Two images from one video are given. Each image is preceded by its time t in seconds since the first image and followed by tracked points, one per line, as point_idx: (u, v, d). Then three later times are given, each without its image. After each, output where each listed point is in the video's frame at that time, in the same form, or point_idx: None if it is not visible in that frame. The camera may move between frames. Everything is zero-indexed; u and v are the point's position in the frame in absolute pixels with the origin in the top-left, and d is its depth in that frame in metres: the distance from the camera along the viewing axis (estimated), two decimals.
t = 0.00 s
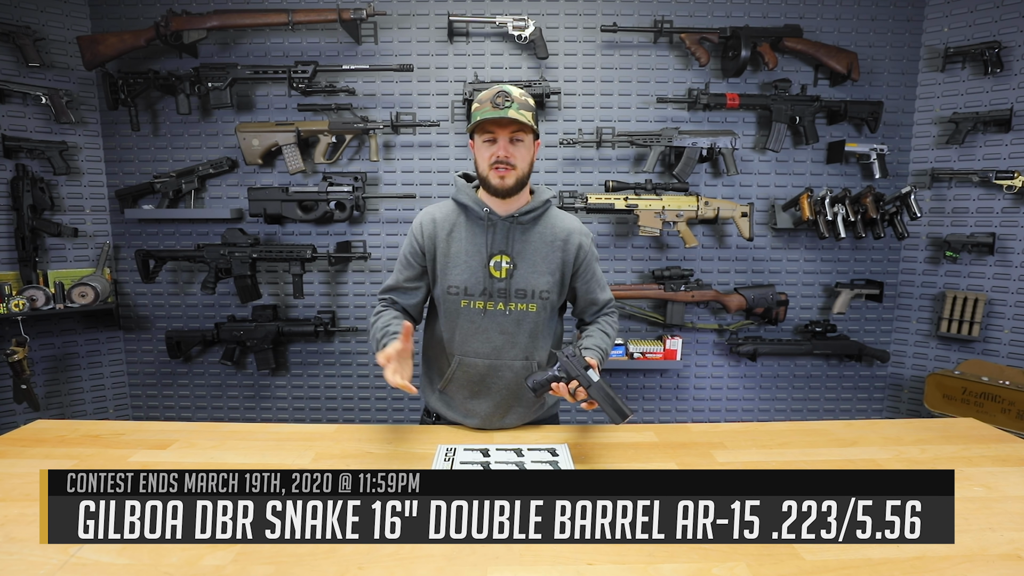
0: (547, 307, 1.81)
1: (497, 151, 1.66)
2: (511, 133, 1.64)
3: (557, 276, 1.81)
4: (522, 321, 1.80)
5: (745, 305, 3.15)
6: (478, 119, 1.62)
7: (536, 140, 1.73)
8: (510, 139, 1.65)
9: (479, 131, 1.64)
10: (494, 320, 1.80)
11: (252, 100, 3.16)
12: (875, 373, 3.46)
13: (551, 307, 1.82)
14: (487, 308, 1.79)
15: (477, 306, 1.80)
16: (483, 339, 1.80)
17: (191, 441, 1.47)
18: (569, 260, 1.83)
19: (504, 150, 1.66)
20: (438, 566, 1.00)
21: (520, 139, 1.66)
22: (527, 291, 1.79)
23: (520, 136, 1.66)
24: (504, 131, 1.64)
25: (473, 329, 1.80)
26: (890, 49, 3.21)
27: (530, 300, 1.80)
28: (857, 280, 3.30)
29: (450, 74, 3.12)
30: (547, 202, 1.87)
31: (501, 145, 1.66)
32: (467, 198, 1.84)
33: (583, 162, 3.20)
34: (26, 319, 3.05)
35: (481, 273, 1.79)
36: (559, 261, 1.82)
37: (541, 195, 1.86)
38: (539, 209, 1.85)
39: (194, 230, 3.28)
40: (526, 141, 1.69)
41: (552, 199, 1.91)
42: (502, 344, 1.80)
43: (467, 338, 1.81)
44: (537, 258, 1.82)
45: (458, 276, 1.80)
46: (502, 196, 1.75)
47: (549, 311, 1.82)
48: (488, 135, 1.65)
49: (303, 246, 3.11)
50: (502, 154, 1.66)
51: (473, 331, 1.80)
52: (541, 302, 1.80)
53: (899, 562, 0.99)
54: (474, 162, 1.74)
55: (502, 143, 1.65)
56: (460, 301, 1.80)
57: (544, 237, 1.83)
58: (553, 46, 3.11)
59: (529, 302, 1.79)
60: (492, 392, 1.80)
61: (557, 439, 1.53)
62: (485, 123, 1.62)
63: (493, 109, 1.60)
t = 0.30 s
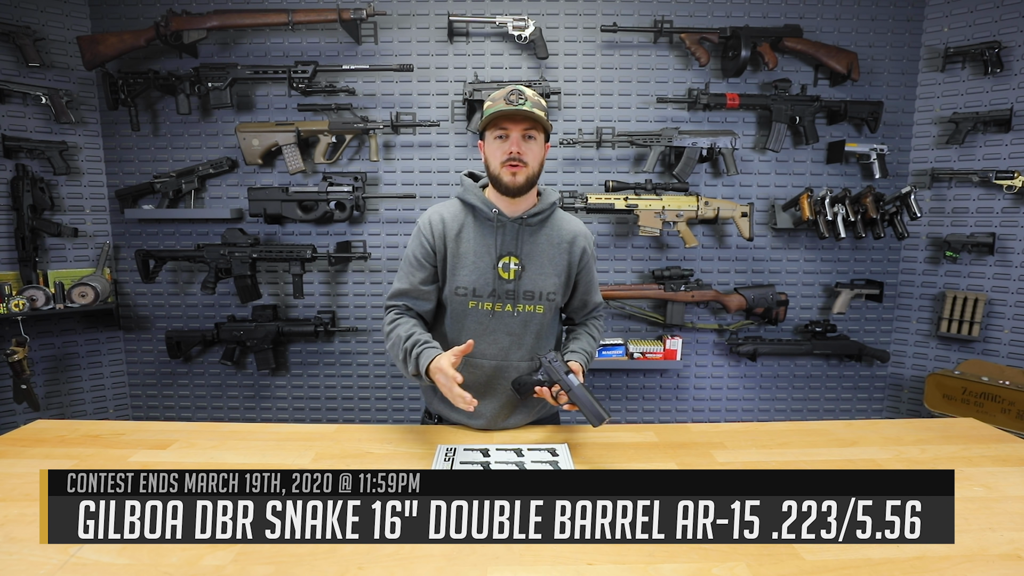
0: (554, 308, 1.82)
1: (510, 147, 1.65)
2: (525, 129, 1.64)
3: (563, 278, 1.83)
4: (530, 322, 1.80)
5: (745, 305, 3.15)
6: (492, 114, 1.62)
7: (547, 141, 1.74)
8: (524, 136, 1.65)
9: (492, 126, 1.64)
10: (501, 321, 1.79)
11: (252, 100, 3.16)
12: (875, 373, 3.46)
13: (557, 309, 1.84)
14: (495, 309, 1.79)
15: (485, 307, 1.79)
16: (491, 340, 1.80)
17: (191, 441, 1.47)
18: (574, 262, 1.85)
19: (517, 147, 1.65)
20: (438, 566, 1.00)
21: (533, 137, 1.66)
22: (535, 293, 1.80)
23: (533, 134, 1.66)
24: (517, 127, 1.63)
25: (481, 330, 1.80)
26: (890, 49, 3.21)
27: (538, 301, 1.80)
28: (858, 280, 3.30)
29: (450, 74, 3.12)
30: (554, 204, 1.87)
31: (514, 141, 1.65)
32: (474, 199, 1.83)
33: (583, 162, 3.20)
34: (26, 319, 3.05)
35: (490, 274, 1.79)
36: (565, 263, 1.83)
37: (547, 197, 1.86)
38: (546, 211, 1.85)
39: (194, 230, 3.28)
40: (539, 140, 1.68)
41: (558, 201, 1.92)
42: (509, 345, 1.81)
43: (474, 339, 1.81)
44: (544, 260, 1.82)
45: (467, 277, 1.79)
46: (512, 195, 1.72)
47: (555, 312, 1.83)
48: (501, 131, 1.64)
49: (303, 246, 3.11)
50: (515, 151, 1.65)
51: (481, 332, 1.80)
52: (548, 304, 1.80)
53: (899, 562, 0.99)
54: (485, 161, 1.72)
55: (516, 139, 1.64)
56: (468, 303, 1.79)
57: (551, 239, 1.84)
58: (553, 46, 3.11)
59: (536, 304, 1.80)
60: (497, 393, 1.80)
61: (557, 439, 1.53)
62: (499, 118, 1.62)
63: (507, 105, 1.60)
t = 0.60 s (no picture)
0: (555, 305, 1.83)
1: (507, 149, 1.65)
2: (521, 131, 1.64)
3: (563, 274, 1.83)
4: (532, 319, 1.80)
5: (745, 305, 3.15)
6: (489, 117, 1.61)
7: (544, 141, 1.73)
8: (520, 137, 1.65)
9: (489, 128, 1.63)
10: (504, 319, 1.79)
11: (252, 100, 3.16)
12: (875, 373, 3.46)
13: (557, 305, 1.84)
14: (497, 307, 1.79)
15: (487, 305, 1.78)
16: (493, 338, 1.79)
17: (191, 442, 1.47)
18: (573, 258, 1.86)
19: (514, 148, 1.65)
20: (438, 566, 1.00)
21: (529, 138, 1.66)
22: (536, 289, 1.80)
23: (529, 135, 1.66)
24: (514, 129, 1.63)
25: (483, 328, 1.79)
26: (890, 49, 3.21)
27: (539, 299, 1.80)
28: (858, 280, 3.30)
29: (450, 74, 3.12)
30: (551, 202, 1.88)
31: (511, 143, 1.65)
32: (472, 198, 1.83)
33: (583, 162, 3.20)
34: (26, 318, 3.05)
35: (491, 272, 1.78)
36: (565, 259, 1.84)
37: (545, 194, 1.86)
38: (543, 209, 1.85)
39: (194, 230, 3.28)
40: (536, 141, 1.68)
41: (555, 198, 1.92)
42: (511, 343, 1.80)
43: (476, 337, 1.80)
44: (544, 256, 1.82)
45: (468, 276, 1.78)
46: (510, 196, 1.73)
47: (556, 309, 1.84)
48: (498, 133, 1.64)
49: (303, 246, 3.11)
50: (512, 152, 1.65)
51: (483, 331, 1.79)
52: (549, 300, 1.81)
53: (898, 562, 0.99)
54: (482, 162, 1.73)
55: (513, 140, 1.64)
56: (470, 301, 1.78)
57: (550, 236, 1.84)
58: (553, 46, 3.10)
59: (538, 301, 1.80)
60: (500, 391, 1.79)
61: (556, 439, 1.53)
62: (496, 121, 1.62)
63: (504, 107, 1.59)
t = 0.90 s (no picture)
0: (552, 302, 1.82)
1: (495, 148, 1.66)
2: (508, 130, 1.65)
3: (560, 271, 1.83)
4: (530, 317, 1.80)
5: (745, 305, 3.15)
6: (475, 118, 1.62)
7: (533, 138, 1.73)
8: (508, 136, 1.65)
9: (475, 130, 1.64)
10: (501, 317, 1.79)
11: (252, 100, 3.16)
12: (875, 373, 3.46)
13: (555, 302, 1.84)
14: (494, 305, 1.79)
15: (484, 304, 1.78)
16: (491, 336, 1.79)
17: (191, 441, 1.47)
18: (570, 254, 1.85)
19: (501, 147, 1.65)
20: (438, 566, 1.00)
21: (517, 136, 1.66)
22: (532, 286, 1.80)
23: (517, 133, 1.66)
24: (501, 128, 1.64)
25: (481, 327, 1.79)
26: (890, 49, 3.21)
27: (537, 296, 1.80)
28: (857, 280, 3.30)
29: (450, 74, 3.12)
30: (545, 200, 1.88)
31: (498, 142, 1.65)
32: (467, 199, 1.83)
33: (583, 162, 3.20)
34: (26, 318, 3.05)
35: (487, 271, 1.79)
36: (561, 256, 1.83)
37: (538, 192, 1.87)
38: (538, 207, 1.85)
39: (194, 230, 3.28)
40: (523, 138, 1.68)
41: (549, 196, 1.92)
42: (510, 341, 1.80)
43: (474, 336, 1.80)
44: (540, 254, 1.82)
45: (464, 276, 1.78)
46: (501, 195, 1.73)
47: (554, 306, 1.83)
48: (486, 133, 1.65)
49: (303, 246, 3.11)
50: (500, 152, 1.66)
51: (481, 329, 1.79)
52: (546, 297, 1.81)
53: (899, 562, 0.99)
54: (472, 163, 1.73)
55: (500, 140, 1.65)
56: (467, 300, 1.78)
57: (546, 234, 1.84)
58: (553, 46, 3.11)
59: (535, 298, 1.80)
60: (500, 390, 1.79)
61: (556, 439, 1.53)
62: (482, 122, 1.62)
63: (488, 108, 1.60)
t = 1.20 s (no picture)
0: (547, 299, 1.81)
1: (487, 147, 1.66)
2: (499, 128, 1.65)
3: (554, 267, 1.81)
4: (524, 314, 1.80)
5: (745, 305, 3.15)
6: (465, 119, 1.63)
7: (524, 136, 1.74)
8: (499, 134, 1.65)
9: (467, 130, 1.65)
10: (496, 315, 1.80)
11: (252, 100, 3.16)
12: (875, 373, 3.46)
13: (551, 299, 1.82)
14: (488, 303, 1.79)
15: (478, 302, 1.79)
16: (487, 335, 1.80)
17: (191, 441, 1.47)
18: (564, 251, 1.84)
19: (493, 145, 1.65)
20: (438, 566, 1.00)
21: (508, 134, 1.66)
22: (526, 284, 1.79)
23: (508, 131, 1.67)
24: (492, 127, 1.64)
25: (476, 326, 1.81)
26: (890, 49, 3.21)
27: (531, 293, 1.79)
28: (858, 280, 3.30)
29: (450, 74, 3.12)
30: (538, 198, 1.87)
31: (490, 141, 1.65)
32: (461, 200, 1.83)
33: (583, 162, 3.19)
34: (26, 318, 3.05)
35: (480, 270, 1.79)
36: (555, 253, 1.82)
37: (531, 191, 1.86)
38: (531, 205, 1.85)
39: (194, 230, 3.28)
40: (515, 136, 1.69)
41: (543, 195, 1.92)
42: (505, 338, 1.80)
43: (471, 335, 1.82)
44: (533, 251, 1.81)
45: (458, 275, 1.79)
46: (496, 193, 1.73)
47: (549, 303, 1.82)
48: (477, 133, 1.65)
49: (303, 246, 3.11)
50: (492, 150, 1.66)
51: (477, 328, 1.81)
52: (541, 294, 1.80)
53: (899, 562, 0.99)
54: (464, 163, 1.74)
55: (492, 138, 1.65)
56: (461, 299, 1.79)
57: (539, 231, 1.83)
58: (553, 46, 3.10)
59: (529, 295, 1.79)
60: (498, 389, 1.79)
61: (556, 439, 1.53)
62: (472, 121, 1.63)
63: (478, 108, 1.61)
